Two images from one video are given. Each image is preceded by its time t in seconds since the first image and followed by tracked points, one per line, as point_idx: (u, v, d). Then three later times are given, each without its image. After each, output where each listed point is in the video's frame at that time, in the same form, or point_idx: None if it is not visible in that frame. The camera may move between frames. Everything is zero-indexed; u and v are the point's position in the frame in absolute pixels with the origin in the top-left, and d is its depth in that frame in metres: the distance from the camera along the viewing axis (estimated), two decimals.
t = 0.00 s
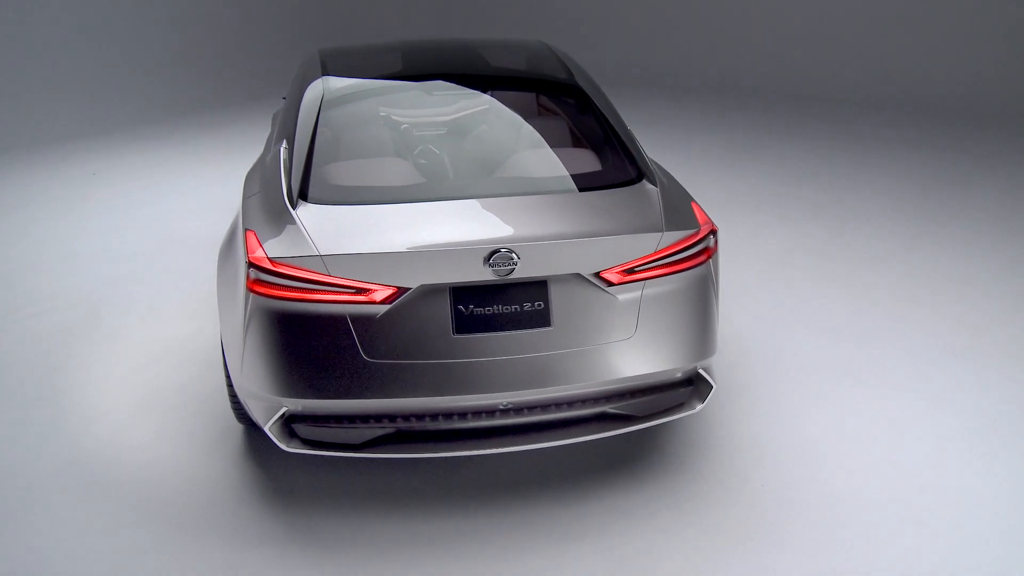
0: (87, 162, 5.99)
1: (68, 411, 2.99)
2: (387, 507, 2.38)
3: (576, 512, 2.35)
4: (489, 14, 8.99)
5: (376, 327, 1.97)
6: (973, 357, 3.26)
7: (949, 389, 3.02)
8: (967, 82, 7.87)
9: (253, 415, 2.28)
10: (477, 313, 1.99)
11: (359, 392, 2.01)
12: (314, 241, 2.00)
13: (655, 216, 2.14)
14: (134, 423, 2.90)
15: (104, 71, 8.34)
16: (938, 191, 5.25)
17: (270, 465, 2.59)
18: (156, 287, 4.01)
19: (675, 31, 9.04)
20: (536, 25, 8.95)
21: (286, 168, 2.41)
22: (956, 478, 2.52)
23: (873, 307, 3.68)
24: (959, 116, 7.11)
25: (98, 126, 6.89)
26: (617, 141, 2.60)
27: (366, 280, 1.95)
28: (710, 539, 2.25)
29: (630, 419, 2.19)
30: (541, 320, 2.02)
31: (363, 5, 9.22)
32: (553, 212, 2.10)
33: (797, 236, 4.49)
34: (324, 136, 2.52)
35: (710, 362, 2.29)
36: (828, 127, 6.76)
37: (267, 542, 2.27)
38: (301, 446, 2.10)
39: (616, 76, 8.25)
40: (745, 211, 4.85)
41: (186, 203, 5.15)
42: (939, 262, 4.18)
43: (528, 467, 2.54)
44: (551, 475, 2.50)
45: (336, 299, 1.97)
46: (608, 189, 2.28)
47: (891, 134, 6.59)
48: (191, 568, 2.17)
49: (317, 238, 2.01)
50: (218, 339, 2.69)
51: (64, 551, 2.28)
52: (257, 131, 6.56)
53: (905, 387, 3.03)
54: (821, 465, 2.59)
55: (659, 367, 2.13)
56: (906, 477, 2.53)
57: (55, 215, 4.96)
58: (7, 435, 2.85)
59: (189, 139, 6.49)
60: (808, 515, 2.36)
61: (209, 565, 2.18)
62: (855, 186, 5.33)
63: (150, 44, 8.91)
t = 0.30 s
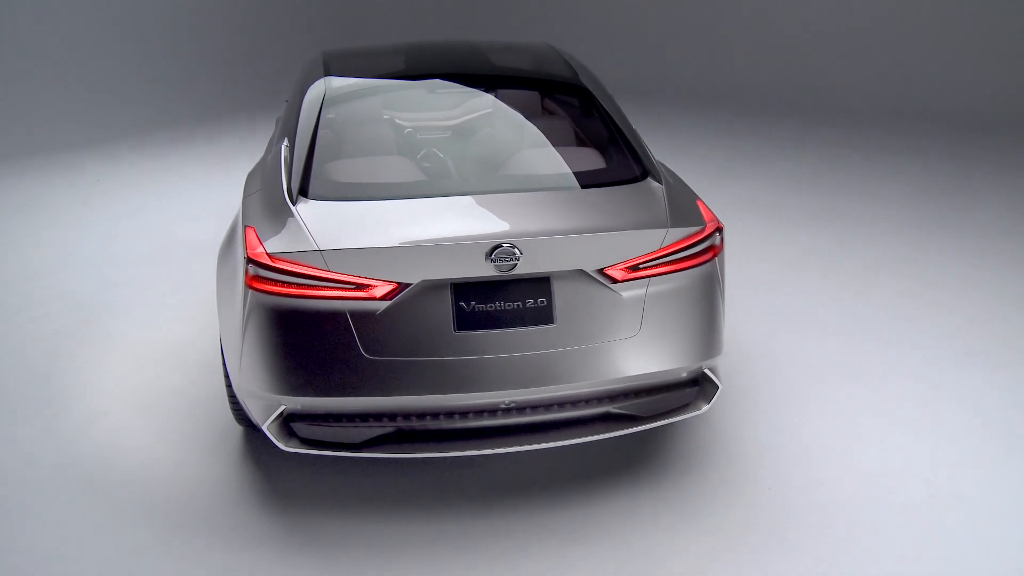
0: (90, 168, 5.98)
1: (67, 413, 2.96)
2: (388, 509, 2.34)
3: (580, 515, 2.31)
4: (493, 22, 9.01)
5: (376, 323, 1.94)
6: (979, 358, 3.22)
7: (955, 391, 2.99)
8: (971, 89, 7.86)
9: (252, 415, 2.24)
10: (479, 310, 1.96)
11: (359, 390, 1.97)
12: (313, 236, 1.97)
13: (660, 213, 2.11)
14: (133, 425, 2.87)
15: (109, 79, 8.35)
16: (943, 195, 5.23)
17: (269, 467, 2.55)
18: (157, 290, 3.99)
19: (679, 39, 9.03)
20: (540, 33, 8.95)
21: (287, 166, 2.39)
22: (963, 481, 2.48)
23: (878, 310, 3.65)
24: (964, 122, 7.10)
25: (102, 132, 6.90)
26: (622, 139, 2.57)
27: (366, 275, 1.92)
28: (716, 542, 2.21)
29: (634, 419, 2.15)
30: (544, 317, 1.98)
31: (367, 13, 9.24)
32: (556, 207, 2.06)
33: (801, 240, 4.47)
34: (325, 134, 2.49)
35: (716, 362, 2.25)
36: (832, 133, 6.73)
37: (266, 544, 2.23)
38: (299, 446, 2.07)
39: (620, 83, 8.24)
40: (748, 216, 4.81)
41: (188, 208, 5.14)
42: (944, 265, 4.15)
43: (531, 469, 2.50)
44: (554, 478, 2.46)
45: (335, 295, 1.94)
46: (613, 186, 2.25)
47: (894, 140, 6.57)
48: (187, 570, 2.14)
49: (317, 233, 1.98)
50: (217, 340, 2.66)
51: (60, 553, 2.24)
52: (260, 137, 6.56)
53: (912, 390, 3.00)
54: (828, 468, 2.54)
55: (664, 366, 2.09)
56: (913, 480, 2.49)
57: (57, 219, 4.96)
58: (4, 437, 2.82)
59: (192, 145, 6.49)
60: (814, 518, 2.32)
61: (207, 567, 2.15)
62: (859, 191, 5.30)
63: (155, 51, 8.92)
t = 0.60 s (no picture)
0: (94, 175, 5.98)
1: (64, 416, 2.93)
2: (389, 512, 2.30)
3: (584, 519, 2.27)
4: (497, 31, 9.02)
5: (377, 321, 1.91)
6: (986, 361, 3.19)
7: (960, 392, 2.96)
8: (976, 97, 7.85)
9: (251, 415, 2.20)
10: (482, 308, 1.92)
11: (358, 389, 1.94)
12: (314, 232, 1.94)
13: (666, 210, 2.08)
14: (132, 427, 2.84)
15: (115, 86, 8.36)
16: (946, 199, 5.21)
17: (269, 469, 2.52)
18: (157, 294, 3.97)
19: (684, 48, 9.03)
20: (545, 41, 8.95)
21: (288, 163, 2.36)
22: (972, 483, 2.44)
23: (883, 313, 3.62)
24: (968, 128, 7.08)
25: (107, 139, 6.91)
26: (628, 139, 2.54)
27: (366, 272, 1.89)
28: (723, 546, 2.16)
29: (639, 421, 2.11)
30: (548, 315, 1.95)
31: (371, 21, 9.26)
32: (560, 204, 2.03)
33: (805, 244, 4.44)
34: (328, 133, 2.47)
35: (723, 362, 2.21)
36: (836, 140, 6.70)
37: (264, 546, 2.19)
38: (299, 446, 2.03)
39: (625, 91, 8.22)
40: (751, 221, 4.78)
41: (191, 214, 5.13)
42: (949, 268, 4.12)
43: (533, 472, 2.46)
44: (558, 481, 2.42)
45: (336, 292, 1.91)
46: (618, 184, 2.22)
47: (898, 146, 6.55)
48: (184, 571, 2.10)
49: (317, 229, 1.95)
50: (218, 340, 2.63)
51: (55, 555, 2.20)
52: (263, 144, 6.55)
53: (918, 392, 2.96)
54: (835, 471, 2.50)
55: (670, 365, 2.05)
56: (921, 483, 2.44)
57: (60, 224, 4.95)
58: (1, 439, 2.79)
59: (196, 153, 6.48)
60: (822, 521, 2.27)
61: (204, 568, 2.11)
62: (862, 197, 5.26)
63: (160, 59, 8.94)
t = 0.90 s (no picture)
0: (100, 183, 5.99)
1: (64, 420, 2.90)
2: (391, 516, 2.26)
3: (591, 525, 2.22)
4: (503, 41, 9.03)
5: (379, 319, 1.87)
6: (995, 365, 3.15)
7: (968, 397, 2.92)
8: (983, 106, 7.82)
9: (251, 417, 2.17)
10: (486, 306, 1.89)
11: (360, 389, 1.90)
12: (316, 229, 1.91)
13: (674, 209, 2.04)
14: (132, 430, 2.81)
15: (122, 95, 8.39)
16: (952, 205, 5.18)
17: (270, 473, 2.48)
18: (160, 299, 3.95)
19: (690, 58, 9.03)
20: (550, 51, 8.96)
21: (291, 162, 2.34)
22: (983, 488, 2.39)
23: (889, 318, 3.58)
24: (974, 136, 7.04)
25: (114, 148, 6.92)
26: (635, 139, 2.51)
27: (368, 269, 1.86)
28: (732, 552, 2.11)
29: (646, 423, 2.07)
30: (553, 314, 1.91)
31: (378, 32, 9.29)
32: (566, 202, 2.00)
33: (810, 250, 4.41)
34: (331, 132, 2.45)
35: (732, 364, 2.17)
36: (843, 149, 6.67)
37: (263, 550, 2.15)
38: (299, 447, 1.99)
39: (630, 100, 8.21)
40: (757, 227, 4.74)
41: (195, 220, 5.12)
42: (956, 273, 4.08)
43: (538, 477, 2.42)
44: (564, 487, 2.38)
45: (337, 290, 1.87)
46: (624, 183, 2.19)
47: (904, 154, 6.53)
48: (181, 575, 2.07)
49: (319, 226, 1.92)
50: (219, 342, 2.61)
51: (51, 558, 2.17)
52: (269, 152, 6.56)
53: (926, 397, 2.92)
54: (845, 477, 2.45)
55: (677, 366, 2.01)
56: (932, 488, 2.39)
57: (65, 230, 4.94)
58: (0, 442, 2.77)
59: (202, 161, 6.49)
60: (833, 527, 2.22)
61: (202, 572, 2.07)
62: (870, 203, 5.22)
63: (168, 68, 8.98)
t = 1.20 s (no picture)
0: (106, 191, 5.99)
1: (65, 424, 2.87)
2: (394, 521, 2.21)
3: (597, 531, 2.18)
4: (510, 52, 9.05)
5: (382, 318, 1.84)
6: (1002, 369, 3.11)
7: (976, 401, 2.88)
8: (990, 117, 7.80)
9: (252, 420, 2.14)
10: (492, 305, 1.86)
11: (363, 389, 1.87)
12: (319, 227, 1.88)
13: (682, 208, 2.01)
14: (133, 435, 2.78)
15: (130, 104, 8.41)
16: (956, 212, 5.15)
17: (271, 477, 2.44)
18: (163, 305, 3.93)
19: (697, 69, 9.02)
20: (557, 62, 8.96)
21: (295, 162, 2.32)
22: (991, 493, 2.35)
23: (892, 322, 3.55)
24: (981, 145, 7.02)
25: (121, 157, 6.94)
26: (643, 141, 2.48)
27: (371, 267, 1.83)
28: (741, 558, 2.07)
29: (654, 427, 2.03)
30: (560, 314, 1.88)
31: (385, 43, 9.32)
32: (572, 201, 1.97)
33: (819, 257, 4.37)
34: (335, 133, 2.42)
35: (741, 367, 2.13)
36: (850, 157, 6.63)
37: (264, 554, 2.11)
38: (301, 449, 1.96)
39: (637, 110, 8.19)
40: (764, 235, 4.70)
41: (200, 227, 5.11)
42: (963, 279, 4.05)
43: (543, 482, 2.37)
44: (570, 492, 2.33)
45: (340, 289, 1.84)
46: (631, 182, 2.15)
47: (910, 163, 6.50)
48: None
49: (322, 224, 1.89)
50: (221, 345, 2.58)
51: (49, 563, 2.13)
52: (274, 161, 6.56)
53: (933, 401, 2.88)
54: (855, 483, 2.40)
55: (686, 368, 1.98)
56: (939, 493, 2.35)
57: (70, 237, 4.94)
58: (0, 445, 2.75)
59: (208, 169, 6.49)
60: (842, 533, 2.18)
61: None
62: (878, 211, 5.18)
63: (175, 78, 9.01)
